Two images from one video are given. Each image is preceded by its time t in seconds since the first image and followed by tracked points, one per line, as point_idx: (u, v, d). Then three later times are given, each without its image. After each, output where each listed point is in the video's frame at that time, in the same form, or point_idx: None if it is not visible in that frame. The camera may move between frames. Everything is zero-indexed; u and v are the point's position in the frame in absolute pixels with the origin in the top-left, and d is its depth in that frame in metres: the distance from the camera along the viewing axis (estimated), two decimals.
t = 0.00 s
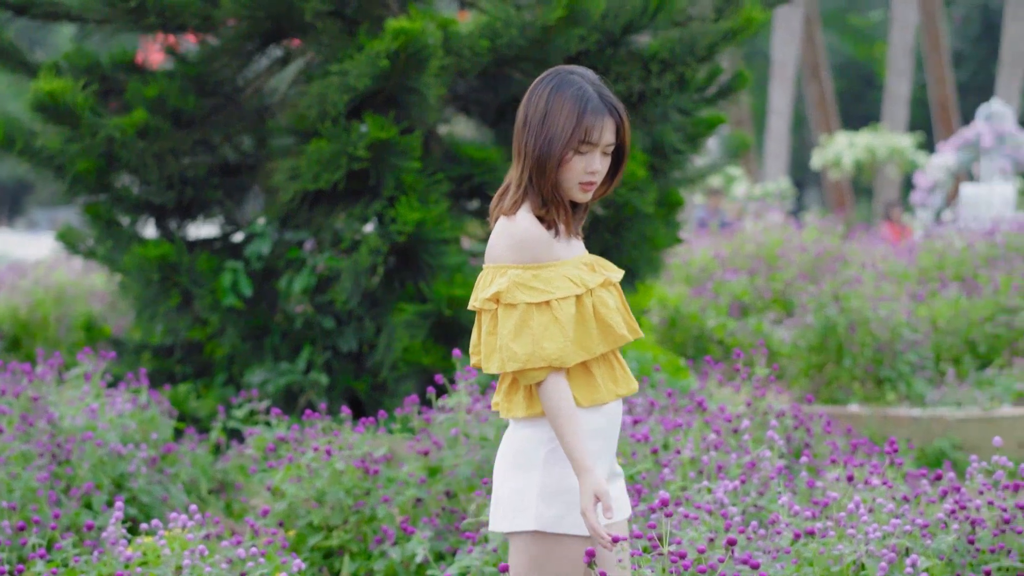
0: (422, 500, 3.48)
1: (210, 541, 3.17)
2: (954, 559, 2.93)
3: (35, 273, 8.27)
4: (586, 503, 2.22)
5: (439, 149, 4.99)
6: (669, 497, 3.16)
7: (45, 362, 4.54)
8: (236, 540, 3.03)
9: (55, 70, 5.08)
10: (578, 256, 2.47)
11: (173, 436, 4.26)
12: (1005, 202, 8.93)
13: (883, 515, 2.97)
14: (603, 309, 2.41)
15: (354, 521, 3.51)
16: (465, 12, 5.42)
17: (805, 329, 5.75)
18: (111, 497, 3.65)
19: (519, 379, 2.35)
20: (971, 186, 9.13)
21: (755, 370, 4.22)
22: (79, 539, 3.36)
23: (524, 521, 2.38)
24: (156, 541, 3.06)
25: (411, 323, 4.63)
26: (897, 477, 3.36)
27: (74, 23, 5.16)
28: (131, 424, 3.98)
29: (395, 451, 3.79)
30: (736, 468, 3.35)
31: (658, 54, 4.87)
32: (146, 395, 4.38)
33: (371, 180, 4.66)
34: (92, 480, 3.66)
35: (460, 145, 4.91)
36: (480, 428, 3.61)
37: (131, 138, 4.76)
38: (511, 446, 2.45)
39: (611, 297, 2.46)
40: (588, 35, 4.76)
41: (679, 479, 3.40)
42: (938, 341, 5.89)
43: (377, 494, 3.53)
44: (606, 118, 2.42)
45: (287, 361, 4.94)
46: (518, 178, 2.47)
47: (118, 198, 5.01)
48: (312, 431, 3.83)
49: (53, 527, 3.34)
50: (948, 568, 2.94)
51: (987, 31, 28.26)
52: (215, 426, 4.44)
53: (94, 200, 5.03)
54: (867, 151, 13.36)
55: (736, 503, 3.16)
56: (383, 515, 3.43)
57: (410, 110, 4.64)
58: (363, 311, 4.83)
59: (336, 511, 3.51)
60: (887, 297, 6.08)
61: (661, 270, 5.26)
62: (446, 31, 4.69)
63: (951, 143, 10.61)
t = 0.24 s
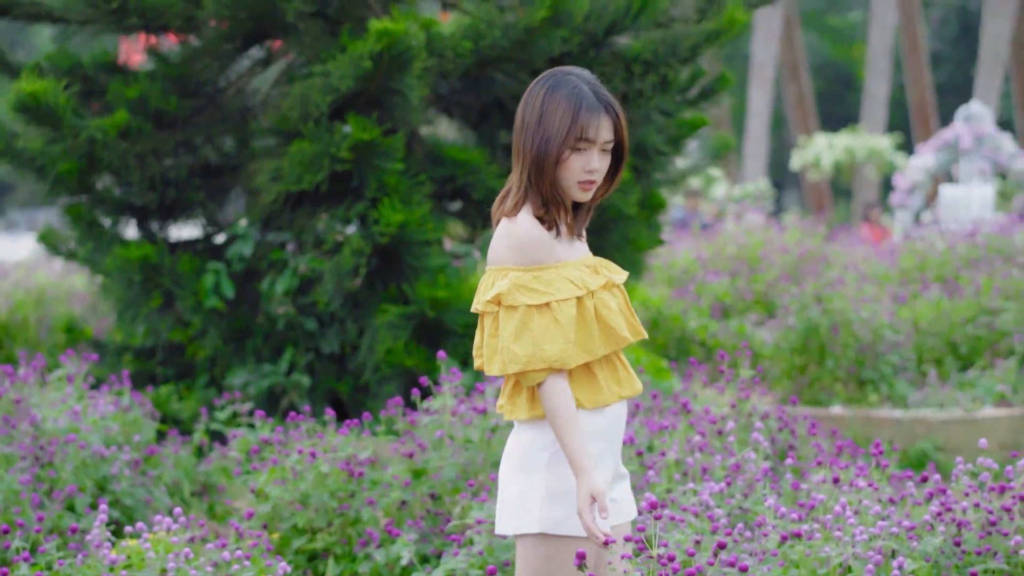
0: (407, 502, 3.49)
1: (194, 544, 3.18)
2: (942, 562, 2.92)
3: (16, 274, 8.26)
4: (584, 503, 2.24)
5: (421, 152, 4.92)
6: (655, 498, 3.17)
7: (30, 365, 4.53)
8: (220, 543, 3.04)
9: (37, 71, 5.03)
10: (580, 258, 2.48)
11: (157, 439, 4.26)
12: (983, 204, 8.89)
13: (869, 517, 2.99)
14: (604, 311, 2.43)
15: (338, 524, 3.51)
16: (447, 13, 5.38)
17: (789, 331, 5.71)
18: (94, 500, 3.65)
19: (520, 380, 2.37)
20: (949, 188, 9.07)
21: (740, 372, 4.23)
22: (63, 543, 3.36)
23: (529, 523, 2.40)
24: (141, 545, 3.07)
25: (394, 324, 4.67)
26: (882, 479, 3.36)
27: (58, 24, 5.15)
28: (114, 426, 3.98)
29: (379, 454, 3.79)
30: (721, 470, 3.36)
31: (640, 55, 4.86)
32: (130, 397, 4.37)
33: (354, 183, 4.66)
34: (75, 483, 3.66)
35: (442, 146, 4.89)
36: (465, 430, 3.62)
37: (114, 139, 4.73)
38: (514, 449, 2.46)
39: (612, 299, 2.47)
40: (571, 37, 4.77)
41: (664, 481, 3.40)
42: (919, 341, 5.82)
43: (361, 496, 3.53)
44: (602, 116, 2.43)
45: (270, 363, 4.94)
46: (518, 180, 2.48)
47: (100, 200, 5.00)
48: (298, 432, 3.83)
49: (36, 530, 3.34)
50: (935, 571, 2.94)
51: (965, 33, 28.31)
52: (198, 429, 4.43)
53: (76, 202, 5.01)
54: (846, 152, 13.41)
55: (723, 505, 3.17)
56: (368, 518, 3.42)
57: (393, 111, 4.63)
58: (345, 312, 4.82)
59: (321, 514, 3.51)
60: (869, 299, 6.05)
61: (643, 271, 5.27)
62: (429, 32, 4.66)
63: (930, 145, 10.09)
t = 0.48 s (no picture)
0: (390, 502, 3.48)
1: (176, 543, 3.18)
2: (925, 561, 2.94)
3: None
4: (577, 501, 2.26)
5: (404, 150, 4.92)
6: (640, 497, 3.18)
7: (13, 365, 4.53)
8: (204, 543, 3.04)
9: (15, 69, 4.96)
10: (581, 258, 2.48)
11: (139, 438, 4.26)
12: (961, 204, 8.90)
13: (854, 516, 3.00)
14: (603, 311, 2.43)
15: (322, 524, 3.51)
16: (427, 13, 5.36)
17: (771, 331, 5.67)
18: (75, 499, 3.66)
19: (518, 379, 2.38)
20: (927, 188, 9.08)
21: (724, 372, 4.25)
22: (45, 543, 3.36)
23: (528, 523, 2.41)
24: (124, 544, 3.07)
25: (375, 324, 4.64)
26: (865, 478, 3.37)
27: (40, 23, 5.12)
28: (96, 426, 3.98)
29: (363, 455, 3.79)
30: (704, 469, 3.37)
31: (622, 55, 4.86)
32: (111, 397, 4.36)
33: (336, 183, 4.66)
34: (56, 482, 3.67)
35: (424, 146, 4.87)
36: (448, 430, 3.62)
37: (94, 138, 4.73)
38: (513, 449, 2.47)
39: (611, 300, 2.47)
40: (552, 36, 4.78)
41: (647, 481, 3.41)
42: (900, 342, 5.85)
43: (344, 496, 3.53)
44: (594, 112, 2.44)
45: (251, 363, 4.92)
46: (515, 181, 2.50)
47: (80, 199, 4.96)
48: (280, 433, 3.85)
49: (17, 530, 3.34)
50: (920, 570, 2.95)
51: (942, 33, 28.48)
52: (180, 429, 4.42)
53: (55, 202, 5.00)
54: (824, 151, 13.44)
55: (707, 505, 3.17)
56: (350, 519, 3.39)
57: (375, 111, 4.63)
58: (326, 312, 4.82)
59: (305, 513, 3.51)
60: (850, 299, 6.03)
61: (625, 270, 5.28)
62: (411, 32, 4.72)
63: (909, 145, 10.10)
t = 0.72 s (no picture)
0: (375, 504, 3.48)
1: (162, 546, 3.17)
2: (912, 563, 2.94)
3: None
4: (568, 502, 2.26)
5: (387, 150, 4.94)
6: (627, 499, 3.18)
7: None
8: (190, 544, 3.05)
9: None
10: (577, 261, 2.48)
11: (122, 440, 4.25)
12: (942, 205, 8.92)
13: (840, 518, 3.00)
14: (598, 314, 2.43)
15: (307, 526, 3.52)
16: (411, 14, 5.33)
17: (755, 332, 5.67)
18: (59, 501, 3.65)
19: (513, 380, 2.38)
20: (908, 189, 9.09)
21: (709, 373, 4.25)
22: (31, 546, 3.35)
23: (524, 526, 2.42)
24: (110, 545, 3.07)
25: (359, 324, 4.63)
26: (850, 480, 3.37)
27: (24, 23, 5.03)
28: (80, 428, 3.96)
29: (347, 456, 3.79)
30: (690, 471, 3.38)
31: (606, 56, 4.87)
32: (95, 399, 4.34)
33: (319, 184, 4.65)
34: (40, 484, 3.66)
35: (409, 147, 4.86)
36: (434, 432, 3.61)
37: (76, 139, 4.72)
38: (507, 451, 2.47)
39: (607, 303, 2.48)
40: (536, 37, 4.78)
41: (633, 483, 3.41)
42: (884, 343, 5.81)
43: (330, 498, 3.52)
44: (584, 109, 2.46)
45: (234, 364, 4.95)
46: (510, 182, 2.52)
47: (62, 200, 4.91)
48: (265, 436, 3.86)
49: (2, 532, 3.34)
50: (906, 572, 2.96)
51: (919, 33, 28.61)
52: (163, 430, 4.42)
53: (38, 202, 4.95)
54: (806, 152, 13.48)
55: (692, 507, 3.18)
56: (336, 520, 3.39)
57: (359, 112, 4.63)
58: (310, 313, 4.82)
59: (290, 515, 3.52)
60: (833, 300, 6.01)
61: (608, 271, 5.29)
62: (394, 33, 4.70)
63: (890, 146, 10.00)
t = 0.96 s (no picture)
0: (357, 505, 3.49)
1: (145, 548, 3.16)
2: (895, 564, 2.96)
3: None
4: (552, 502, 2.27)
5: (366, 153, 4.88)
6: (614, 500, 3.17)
7: None
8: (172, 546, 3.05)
9: None
10: (571, 263, 2.48)
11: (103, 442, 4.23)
12: (920, 205, 8.95)
13: (824, 519, 3.02)
14: (590, 316, 2.44)
15: (289, 527, 3.52)
16: (391, 14, 5.28)
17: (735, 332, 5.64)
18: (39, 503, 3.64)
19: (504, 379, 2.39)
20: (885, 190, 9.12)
21: (691, 373, 4.26)
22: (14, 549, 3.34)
23: (519, 526, 2.43)
24: (93, 547, 3.07)
25: (339, 326, 4.63)
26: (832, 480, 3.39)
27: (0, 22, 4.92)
28: (61, 429, 3.95)
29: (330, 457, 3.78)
30: (673, 473, 3.39)
31: (587, 57, 4.88)
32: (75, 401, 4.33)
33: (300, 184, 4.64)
34: (20, 486, 3.65)
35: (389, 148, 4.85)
36: (416, 432, 3.59)
37: (57, 140, 4.70)
38: (499, 450, 2.48)
39: (599, 306, 2.48)
40: (516, 38, 4.78)
41: (616, 484, 3.41)
42: (863, 343, 5.81)
43: (312, 499, 3.52)
44: (574, 107, 2.47)
45: (214, 365, 4.95)
46: (504, 184, 2.53)
47: (42, 201, 4.87)
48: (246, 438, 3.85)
49: None
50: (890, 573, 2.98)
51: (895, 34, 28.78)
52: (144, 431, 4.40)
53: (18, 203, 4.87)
54: (783, 153, 13.52)
55: (675, 507, 3.19)
56: (318, 521, 3.40)
57: (341, 112, 4.63)
58: (290, 314, 4.83)
59: (272, 517, 3.52)
60: (812, 301, 6.00)
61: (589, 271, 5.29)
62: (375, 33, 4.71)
63: (867, 146, 10.01)
